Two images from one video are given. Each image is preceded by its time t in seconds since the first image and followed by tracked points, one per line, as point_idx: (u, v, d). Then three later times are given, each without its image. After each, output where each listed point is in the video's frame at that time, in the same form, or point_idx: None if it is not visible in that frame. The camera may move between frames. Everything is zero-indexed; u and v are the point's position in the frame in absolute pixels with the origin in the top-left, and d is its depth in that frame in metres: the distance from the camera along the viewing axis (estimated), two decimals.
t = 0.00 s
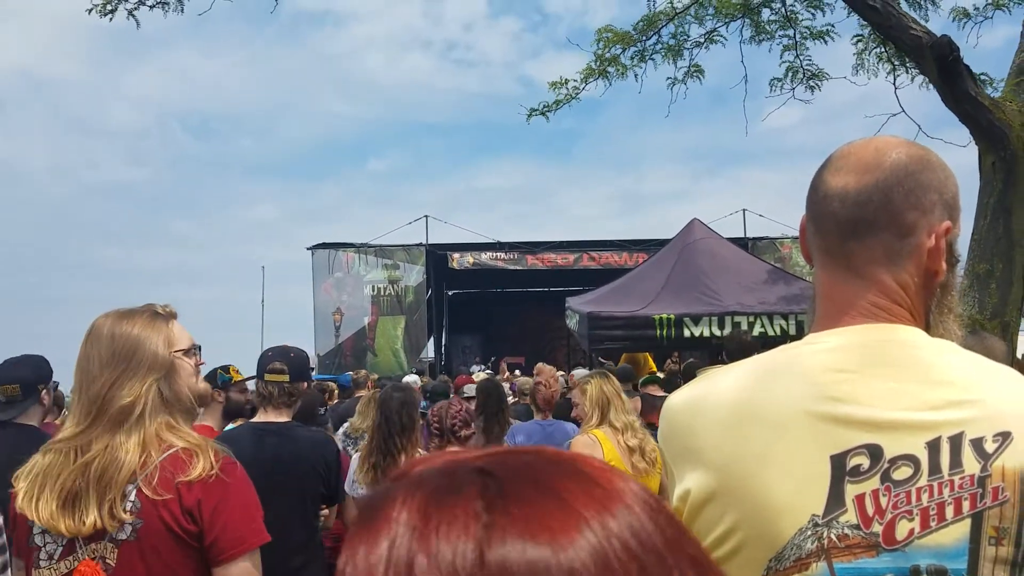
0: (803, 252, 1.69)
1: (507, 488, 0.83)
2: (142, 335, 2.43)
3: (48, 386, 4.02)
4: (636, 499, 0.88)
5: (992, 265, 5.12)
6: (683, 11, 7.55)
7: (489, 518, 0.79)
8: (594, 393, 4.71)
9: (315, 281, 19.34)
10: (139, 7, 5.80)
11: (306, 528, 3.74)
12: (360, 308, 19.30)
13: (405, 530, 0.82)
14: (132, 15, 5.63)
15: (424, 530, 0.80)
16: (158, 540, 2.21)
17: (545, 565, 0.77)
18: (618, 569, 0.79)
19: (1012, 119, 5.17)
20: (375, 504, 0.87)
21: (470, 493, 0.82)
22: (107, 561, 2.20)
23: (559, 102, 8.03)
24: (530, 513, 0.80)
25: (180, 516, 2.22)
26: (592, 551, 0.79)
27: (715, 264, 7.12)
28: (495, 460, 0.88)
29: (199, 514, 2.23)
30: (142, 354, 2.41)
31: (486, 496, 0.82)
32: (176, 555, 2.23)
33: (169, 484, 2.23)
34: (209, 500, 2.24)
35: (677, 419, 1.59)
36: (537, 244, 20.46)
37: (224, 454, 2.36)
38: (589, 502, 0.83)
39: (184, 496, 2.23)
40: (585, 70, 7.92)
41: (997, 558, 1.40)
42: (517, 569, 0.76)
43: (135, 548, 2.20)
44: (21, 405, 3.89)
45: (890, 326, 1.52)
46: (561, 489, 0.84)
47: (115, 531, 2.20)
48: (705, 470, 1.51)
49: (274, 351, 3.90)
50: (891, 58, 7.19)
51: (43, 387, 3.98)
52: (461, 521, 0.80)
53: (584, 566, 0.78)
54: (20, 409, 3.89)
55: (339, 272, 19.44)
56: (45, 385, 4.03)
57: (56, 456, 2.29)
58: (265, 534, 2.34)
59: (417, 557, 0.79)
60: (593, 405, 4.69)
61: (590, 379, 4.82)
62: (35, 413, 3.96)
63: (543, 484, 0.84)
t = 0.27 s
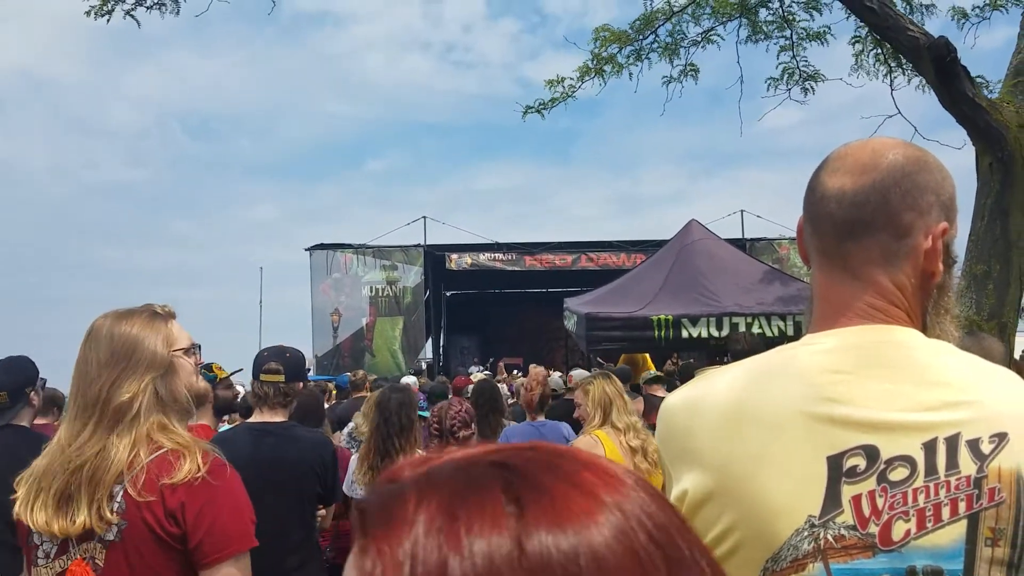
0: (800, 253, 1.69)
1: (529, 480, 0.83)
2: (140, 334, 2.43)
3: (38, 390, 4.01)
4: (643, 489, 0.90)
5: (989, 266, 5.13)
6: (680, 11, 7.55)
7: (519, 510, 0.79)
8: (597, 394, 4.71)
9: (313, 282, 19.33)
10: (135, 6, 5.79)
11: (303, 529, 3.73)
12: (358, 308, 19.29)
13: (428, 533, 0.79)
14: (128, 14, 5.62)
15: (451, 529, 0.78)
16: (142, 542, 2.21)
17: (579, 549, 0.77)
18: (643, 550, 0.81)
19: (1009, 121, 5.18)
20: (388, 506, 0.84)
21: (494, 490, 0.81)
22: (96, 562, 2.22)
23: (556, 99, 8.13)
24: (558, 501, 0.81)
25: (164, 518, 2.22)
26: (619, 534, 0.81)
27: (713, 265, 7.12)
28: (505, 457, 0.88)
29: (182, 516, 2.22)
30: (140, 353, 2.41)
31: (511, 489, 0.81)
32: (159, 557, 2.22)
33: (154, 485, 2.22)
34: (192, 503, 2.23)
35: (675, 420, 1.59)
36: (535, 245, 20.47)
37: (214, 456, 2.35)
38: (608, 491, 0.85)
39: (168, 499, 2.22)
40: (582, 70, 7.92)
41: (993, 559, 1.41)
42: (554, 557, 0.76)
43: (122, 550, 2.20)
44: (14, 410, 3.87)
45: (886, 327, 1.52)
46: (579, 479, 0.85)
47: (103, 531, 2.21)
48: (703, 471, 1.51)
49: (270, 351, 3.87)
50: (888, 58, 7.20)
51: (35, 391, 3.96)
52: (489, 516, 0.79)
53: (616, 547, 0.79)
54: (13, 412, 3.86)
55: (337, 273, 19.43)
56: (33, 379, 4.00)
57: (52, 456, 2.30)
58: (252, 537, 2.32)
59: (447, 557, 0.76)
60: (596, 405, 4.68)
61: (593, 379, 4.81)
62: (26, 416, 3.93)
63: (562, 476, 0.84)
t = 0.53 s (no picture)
0: (797, 254, 1.70)
1: (487, 489, 0.83)
2: (149, 341, 2.44)
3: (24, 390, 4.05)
4: (620, 497, 0.89)
5: (986, 267, 5.14)
6: (678, 12, 7.56)
7: (473, 521, 0.79)
8: (600, 394, 4.72)
9: (311, 282, 19.32)
10: (134, 7, 5.79)
11: (300, 529, 3.73)
12: (356, 309, 19.29)
13: (387, 540, 0.81)
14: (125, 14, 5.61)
15: (407, 537, 0.80)
16: (143, 546, 2.21)
17: (530, 564, 0.77)
18: (601, 566, 0.80)
19: (1006, 122, 5.19)
20: (357, 516, 0.86)
21: (451, 499, 0.82)
22: (97, 566, 2.21)
23: (552, 98, 8.13)
24: (513, 513, 0.80)
25: (165, 522, 2.21)
26: (574, 551, 0.80)
27: (710, 265, 7.13)
28: (473, 463, 0.88)
29: (183, 520, 2.22)
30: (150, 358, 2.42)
31: (466, 500, 0.82)
32: (161, 561, 2.23)
33: (153, 490, 2.21)
34: (193, 507, 2.23)
35: (672, 421, 1.59)
36: (533, 245, 20.48)
37: (213, 459, 2.35)
38: (571, 501, 0.84)
39: (169, 503, 2.21)
40: (579, 70, 7.92)
41: (988, 559, 1.41)
42: (498, 570, 0.76)
43: (123, 555, 2.20)
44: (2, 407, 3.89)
45: (882, 328, 1.53)
46: (541, 488, 0.84)
47: (103, 536, 2.20)
48: (699, 472, 1.52)
49: (268, 351, 3.85)
50: (885, 59, 7.21)
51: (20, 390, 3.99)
52: (445, 527, 0.79)
53: (568, 564, 0.79)
54: None
55: (335, 273, 19.43)
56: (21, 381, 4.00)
57: (51, 454, 2.28)
58: (252, 539, 2.33)
59: (399, 566, 0.78)
60: (598, 404, 4.69)
61: (595, 379, 4.83)
62: (13, 413, 3.94)
63: (523, 485, 0.84)
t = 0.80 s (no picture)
0: (795, 254, 1.70)
1: (493, 490, 0.83)
2: (146, 336, 2.44)
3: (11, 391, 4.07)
4: (613, 495, 0.91)
5: (984, 267, 5.15)
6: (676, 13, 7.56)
7: (479, 522, 0.79)
8: (594, 393, 4.71)
9: (310, 282, 19.33)
10: (133, 7, 5.78)
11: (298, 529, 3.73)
12: (355, 309, 19.29)
13: (387, 549, 0.78)
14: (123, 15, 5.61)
15: (410, 543, 0.78)
16: (163, 540, 2.22)
17: (542, 561, 0.78)
18: (607, 561, 0.82)
19: (1004, 121, 5.19)
20: (349, 522, 0.83)
21: (456, 503, 0.81)
22: (112, 562, 2.20)
23: (551, 100, 8.12)
24: (523, 512, 0.81)
25: (186, 516, 2.23)
26: (582, 548, 0.81)
27: (709, 265, 7.13)
28: (471, 466, 0.88)
29: (204, 514, 2.25)
30: (149, 354, 2.42)
31: (473, 501, 0.81)
32: (179, 555, 2.24)
33: (174, 484, 2.23)
34: (214, 501, 2.26)
35: (672, 421, 1.59)
36: (531, 245, 20.48)
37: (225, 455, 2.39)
38: (573, 499, 0.86)
39: (190, 497, 2.24)
40: (578, 71, 7.92)
41: (985, 559, 1.42)
42: (517, 570, 0.77)
43: (141, 549, 2.20)
44: None
45: (881, 328, 1.53)
46: (544, 489, 0.85)
47: (119, 531, 2.20)
48: (701, 471, 1.51)
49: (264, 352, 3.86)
50: (883, 59, 7.22)
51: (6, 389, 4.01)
52: (452, 531, 0.78)
53: (578, 561, 0.80)
54: None
55: (334, 273, 19.42)
56: (9, 383, 4.01)
57: (56, 455, 2.27)
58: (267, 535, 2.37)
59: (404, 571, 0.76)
60: (592, 404, 4.69)
61: (590, 378, 4.81)
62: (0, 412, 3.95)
63: (527, 486, 0.85)
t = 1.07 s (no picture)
0: (795, 254, 1.70)
1: (451, 496, 0.83)
2: (140, 337, 2.42)
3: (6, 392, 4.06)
4: (586, 502, 0.89)
5: (983, 266, 5.15)
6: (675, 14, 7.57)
7: (434, 530, 0.79)
8: (582, 394, 4.69)
9: (309, 283, 19.34)
10: (132, 8, 5.78)
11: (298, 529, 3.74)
12: (354, 309, 19.28)
13: (346, 555, 0.80)
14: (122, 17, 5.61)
15: (365, 549, 0.79)
16: (183, 536, 2.25)
17: (494, 570, 0.78)
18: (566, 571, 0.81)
19: (1002, 121, 5.19)
20: (313, 531, 0.85)
21: (413, 508, 0.82)
22: (128, 561, 2.20)
23: (551, 105, 8.08)
24: (477, 520, 0.81)
25: (206, 513, 2.28)
26: (541, 559, 0.80)
27: (708, 265, 7.13)
28: (438, 470, 0.88)
29: (224, 511, 2.30)
30: (143, 356, 2.40)
31: (429, 507, 0.82)
32: (197, 552, 2.27)
33: (193, 483, 2.28)
34: (233, 498, 2.31)
35: (672, 420, 1.59)
36: (531, 245, 20.49)
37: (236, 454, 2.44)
38: (537, 506, 0.84)
39: (209, 494, 2.29)
40: (577, 72, 7.93)
41: (985, 558, 1.41)
42: None
43: (161, 546, 2.23)
44: None
45: (880, 327, 1.53)
46: (505, 494, 0.84)
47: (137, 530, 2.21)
48: (699, 470, 1.52)
49: (263, 352, 3.83)
50: (882, 59, 7.22)
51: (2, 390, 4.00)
52: (405, 538, 0.79)
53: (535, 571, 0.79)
54: None
55: (334, 274, 19.43)
56: None
57: (61, 463, 2.27)
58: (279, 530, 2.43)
59: None
60: (581, 406, 4.66)
61: (579, 379, 4.81)
62: None
63: (488, 493, 0.84)
